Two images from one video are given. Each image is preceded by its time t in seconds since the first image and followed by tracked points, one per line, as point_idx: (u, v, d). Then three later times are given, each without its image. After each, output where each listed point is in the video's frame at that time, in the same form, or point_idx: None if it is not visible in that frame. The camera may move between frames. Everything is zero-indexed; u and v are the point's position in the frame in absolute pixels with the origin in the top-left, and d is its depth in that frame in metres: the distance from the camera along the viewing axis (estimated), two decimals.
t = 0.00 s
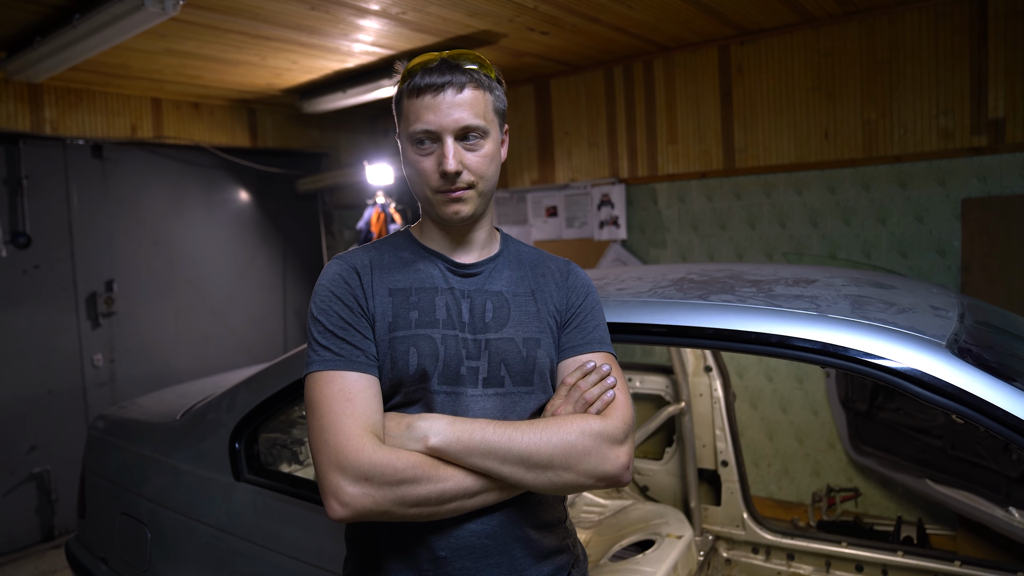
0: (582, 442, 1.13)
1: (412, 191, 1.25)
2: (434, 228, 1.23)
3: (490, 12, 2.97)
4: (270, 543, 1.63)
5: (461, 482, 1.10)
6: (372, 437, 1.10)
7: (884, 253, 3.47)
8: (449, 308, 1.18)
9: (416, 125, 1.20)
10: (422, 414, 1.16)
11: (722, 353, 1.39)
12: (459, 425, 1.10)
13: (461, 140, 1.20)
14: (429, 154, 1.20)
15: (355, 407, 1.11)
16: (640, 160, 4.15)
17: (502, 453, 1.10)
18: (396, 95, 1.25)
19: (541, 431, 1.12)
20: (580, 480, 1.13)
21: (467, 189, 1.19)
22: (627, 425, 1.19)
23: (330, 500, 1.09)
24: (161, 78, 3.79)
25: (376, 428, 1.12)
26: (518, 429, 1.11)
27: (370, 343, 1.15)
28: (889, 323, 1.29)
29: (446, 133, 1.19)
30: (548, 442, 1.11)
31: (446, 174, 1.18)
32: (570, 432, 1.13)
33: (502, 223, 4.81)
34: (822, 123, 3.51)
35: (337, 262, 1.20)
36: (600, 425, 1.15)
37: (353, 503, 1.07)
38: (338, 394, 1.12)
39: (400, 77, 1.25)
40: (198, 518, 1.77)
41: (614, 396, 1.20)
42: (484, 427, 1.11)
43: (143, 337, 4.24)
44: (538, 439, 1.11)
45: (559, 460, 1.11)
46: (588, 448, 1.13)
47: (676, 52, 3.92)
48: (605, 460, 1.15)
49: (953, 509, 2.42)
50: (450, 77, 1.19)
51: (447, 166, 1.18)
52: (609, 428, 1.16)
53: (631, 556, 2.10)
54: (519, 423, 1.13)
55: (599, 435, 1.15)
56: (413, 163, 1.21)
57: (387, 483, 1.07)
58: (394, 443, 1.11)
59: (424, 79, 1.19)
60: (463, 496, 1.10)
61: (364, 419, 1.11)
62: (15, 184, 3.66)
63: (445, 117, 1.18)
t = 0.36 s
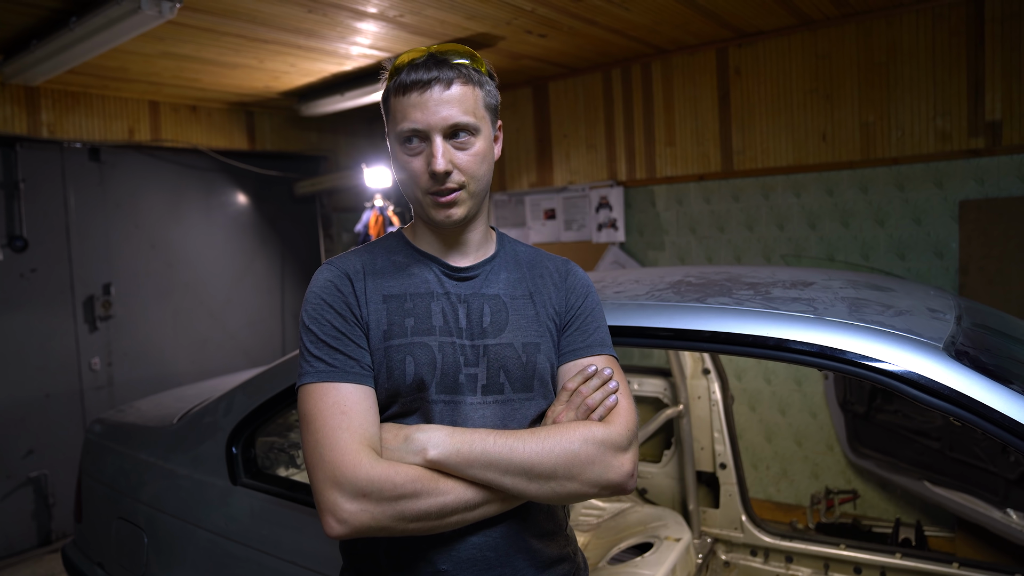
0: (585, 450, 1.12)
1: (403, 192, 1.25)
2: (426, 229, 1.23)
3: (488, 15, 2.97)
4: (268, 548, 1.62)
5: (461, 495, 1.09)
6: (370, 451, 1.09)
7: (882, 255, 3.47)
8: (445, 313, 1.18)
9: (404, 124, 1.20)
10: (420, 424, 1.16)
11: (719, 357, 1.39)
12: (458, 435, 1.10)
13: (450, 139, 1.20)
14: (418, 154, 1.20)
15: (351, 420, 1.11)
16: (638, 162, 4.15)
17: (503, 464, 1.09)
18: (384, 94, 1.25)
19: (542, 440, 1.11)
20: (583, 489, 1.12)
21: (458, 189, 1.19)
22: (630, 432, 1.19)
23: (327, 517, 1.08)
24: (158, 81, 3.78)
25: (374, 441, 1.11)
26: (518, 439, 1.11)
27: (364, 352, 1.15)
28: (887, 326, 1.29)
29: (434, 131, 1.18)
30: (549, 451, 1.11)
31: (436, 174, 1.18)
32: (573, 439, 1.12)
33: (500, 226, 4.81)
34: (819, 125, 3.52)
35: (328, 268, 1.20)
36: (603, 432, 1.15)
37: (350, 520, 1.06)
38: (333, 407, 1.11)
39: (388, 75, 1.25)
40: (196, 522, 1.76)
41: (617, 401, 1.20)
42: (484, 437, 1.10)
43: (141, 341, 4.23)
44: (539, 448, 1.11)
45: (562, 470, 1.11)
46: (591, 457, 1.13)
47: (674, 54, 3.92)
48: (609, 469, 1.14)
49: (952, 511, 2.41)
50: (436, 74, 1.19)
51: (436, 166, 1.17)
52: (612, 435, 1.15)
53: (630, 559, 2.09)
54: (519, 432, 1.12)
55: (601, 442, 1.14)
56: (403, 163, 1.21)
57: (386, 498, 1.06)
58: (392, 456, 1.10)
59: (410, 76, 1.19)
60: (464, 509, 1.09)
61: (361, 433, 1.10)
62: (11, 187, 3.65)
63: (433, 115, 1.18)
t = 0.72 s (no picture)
0: (591, 449, 1.13)
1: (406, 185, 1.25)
2: (429, 223, 1.24)
3: (489, 13, 2.97)
4: (270, 545, 1.62)
5: (464, 494, 1.09)
6: (371, 448, 1.09)
7: (882, 253, 3.48)
8: (448, 310, 1.18)
9: (406, 115, 1.20)
10: (423, 422, 1.16)
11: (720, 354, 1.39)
12: (461, 434, 1.10)
13: (452, 129, 1.20)
14: (420, 145, 1.20)
15: (352, 417, 1.11)
16: (638, 160, 4.15)
17: (507, 463, 1.09)
18: (387, 85, 1.25)
19: (546, 438, 1.12)
20: (589, 489, 1.12)
21: (460, 180, 1.19)
22: (637, 430, 1.19)
23: (327, 516, 1.08)
24: (158, 78, 3.78)
25: (374, 439, 1.11)
26: (523, 438, 1.11)
27: (366, 348, 1.15)
28: (887, 323, 1.29)
29: (436, 121, 1.19)
30: (554, 450, 1.11)
31: (438, 165, 1.18)
32: (579, 438, 1.13)
33: (500, 224, 4.82)
34: (819, 123, 3.52)
35: (329, 263, 1.20)
36: (610, 430, 1.15)
37: (350, 519, 1.06)
38: (333, 403, 1.11)
39: (391, 68, 1.26)
40: (197, 519, 1.77)
41: (623, 400, 1.20)
42: (488, 436, 1.10)
43: (141, 339, 4.23)
44: (544, 446, 1.11)
45: (567, 469, 1.11)
46: (598, 456, 1.13)
47: (674, 52, 3.92)
48: (615, 468, 1.14)
49: (951, 509, 2.42)
50: (439, 64, 1.19)
51: (438, 156, 1.17)
52: (619, 433, 1.16)
53: (630, 556, 2.10)
54: (524, 431, 1.12)
55: (607, 441, 1.14)
56: (405, 155, 1.21)
57: (386, 496, 1.06)
58: (393, 454, 1.11)
59: (412, 67, 1.20)
60: (466, 509, 1.09)
61: (361, 430, 1.10)
62: (12, 185, 3.65)
63: (435, 105, 1.18)
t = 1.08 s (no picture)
0: (597, 453, 1.14)
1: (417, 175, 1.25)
2: (439, 214, 1.24)
3: (487, 10, 2.96)
4: (270, 541, 1.62)
5: (468, 494, 1.09)
6: (374, 443, 1.09)
7: (879, 250, 3.49)
8: (456, 305, 1.18)
9: (423, 103, 1.20)
10: (427, 418, 1.15)
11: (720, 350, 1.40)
12: (467, 432, 1.10)
13: (468, 120, 1.21)
14: (436, 134, 1.20)
15: (355, 410, 1.10)
16: (636, 157, 4.15)
17: (513, 463, 1.09)
18: (403, 73, 1.25)
19: (553, 439, 1.12)
20: (594, 493, 1.13)
21: (475, 172, 1.20)
22: (643, 435, 1.21)
23: (327, 511, 1.08)
24: (155, 75, 3.77)
25: (378, 434, 1.11)
26: (530, 438, 1.11)
27: (371, 341, 1.15)
28: (886, 319, 1.30)
29: (453, 111, 1.19)
30: (561, 452, 1.12)
31: (452, 154, 1.19)
32: (586, 441, 1.14)
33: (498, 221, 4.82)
34: (817, 121, 3.52)
35: (336, 253, 1.20)
36: (616, 434, 1.17)
37: (351, 514, 1.06)
38: (337, 396, 1.11)
39: (408, 57, 1.26)
40: (197, 516, 1.77)
41: (629, 404, 1.22)
42: (494, 435, 1.11)
43: (139, 336, 4.23)
44: (551, 447, 1.11)
45: (573, 472, 1.12)
46: (604, 459, 1.14)
47: (673, 50, 3.92)
48: (621, 473, 1.16)
49: (945, 505, 2.42)
50: (458, 54, 1.20)
51: (454, 146, 1.18)
52: (626, 438, 1.18)
53: (628, 553, 2.10)
54: (531, 431, 1.13)
55: (614, 445, 1.16)
56: (419, 143, 1.21)
57: (389, 493, 1.06)
58: (397, 450, 1.10)
59: (432, 55, 1.20)
60: (469, 509, 1.09)
61: (365, 424, 1.10)
62: (8, 182, 3.63)
63: (453, 94, 1.19)
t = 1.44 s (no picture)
0: (602, 458, 1.15)
1: (425, 171, 1.25)
2: (445, 213, 1.24)
3: (483, 9, 2.97)
4: (268, 540, 1.62)
5: (471, 498, 1.09)
6: (377, 443, 1.08)
7: (873, 250, 3.51)
8: (459, 306, 1.19)
9: (438, 99, 1.20)
10: (429, 419, 1.15)
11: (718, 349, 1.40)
12: (472, 434, 1.10)
13: (482, 119, 1.21)
14: (449, 131, 1.20)
15: (358, 408, 1.08)
16: (631, 156, 4.16)
17: (518, 467, 1.09)
18: (417, 68, 1.25)
19: (559, 444, 1.13)
20: (599, 499, 1.14)
21: (485, 171, 1.20)
22: (646, 443, 1.22)
23: (326, 511, 1.05)
24: (149, 73, 3.76)
25: (380, 433, 1.09)
26: (536, 442, 1.12)
27: (374, 338, 1.14)
28: (882, 318, 1.31)
29: (468, 109, 1.19)
30: (566, 457, 1.12)
31: (465, 152, 1.19)
32: (591, 446, 1.14)
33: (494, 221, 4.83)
34: (812, 121, 3.54)
35: (338, 248, 1.19)
36: (622, 440, 1.18)
37: (351, 515, 1.04)
38: (339, 392, 1.09)
39: (422, 53, 1.25)
40: (194, 515, 1.77)
41: (632, 411, 1.23)
42: (500, 438, 1.11)
43: (133, 335, 4.21)
44: (556, 451, 1.12)
45: (579, 478, 1.12)
46: (609, 466, 1.15)
47: (668, 50, 3.93)
48: (626, 480, 1.16)
49: (939, 502, 2.44)
50: (476, 53, 1.20)
51: (467, 144, 1.18)
52: (630, 445, 1.18)
53: (624, 551, 2.11)
54: (536, 435, 1.13)
55: (619, 452, 1.16)
56: (431, 140, 1.21)
57: (392, 494, 1.05)
58: (400, 450, 1.09)
59: (450, 52, 1.20)
60: (472, 513, 1.09)
61: (367, 422, 1.08)
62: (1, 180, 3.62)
63: (469, 93, 1.19)
